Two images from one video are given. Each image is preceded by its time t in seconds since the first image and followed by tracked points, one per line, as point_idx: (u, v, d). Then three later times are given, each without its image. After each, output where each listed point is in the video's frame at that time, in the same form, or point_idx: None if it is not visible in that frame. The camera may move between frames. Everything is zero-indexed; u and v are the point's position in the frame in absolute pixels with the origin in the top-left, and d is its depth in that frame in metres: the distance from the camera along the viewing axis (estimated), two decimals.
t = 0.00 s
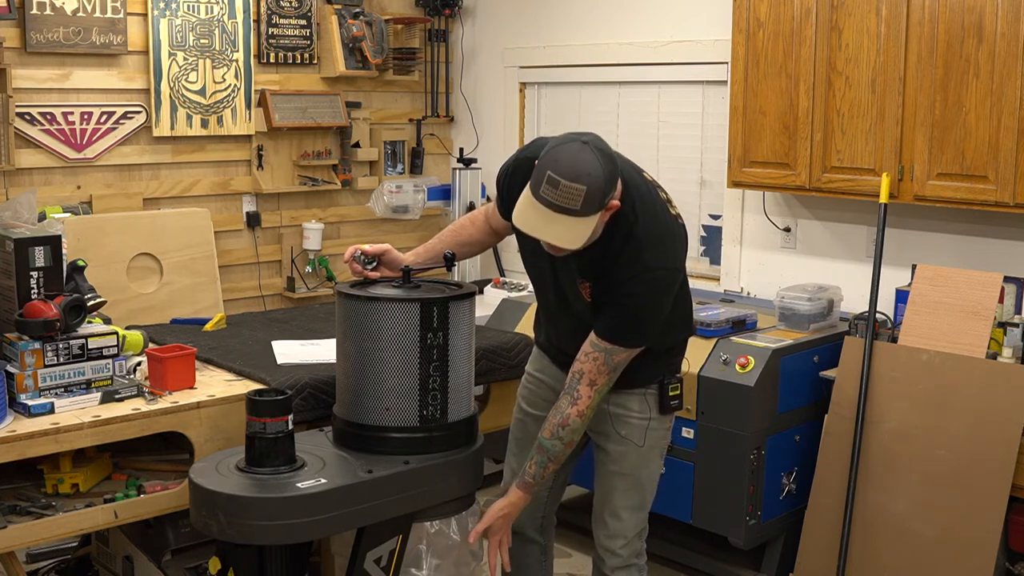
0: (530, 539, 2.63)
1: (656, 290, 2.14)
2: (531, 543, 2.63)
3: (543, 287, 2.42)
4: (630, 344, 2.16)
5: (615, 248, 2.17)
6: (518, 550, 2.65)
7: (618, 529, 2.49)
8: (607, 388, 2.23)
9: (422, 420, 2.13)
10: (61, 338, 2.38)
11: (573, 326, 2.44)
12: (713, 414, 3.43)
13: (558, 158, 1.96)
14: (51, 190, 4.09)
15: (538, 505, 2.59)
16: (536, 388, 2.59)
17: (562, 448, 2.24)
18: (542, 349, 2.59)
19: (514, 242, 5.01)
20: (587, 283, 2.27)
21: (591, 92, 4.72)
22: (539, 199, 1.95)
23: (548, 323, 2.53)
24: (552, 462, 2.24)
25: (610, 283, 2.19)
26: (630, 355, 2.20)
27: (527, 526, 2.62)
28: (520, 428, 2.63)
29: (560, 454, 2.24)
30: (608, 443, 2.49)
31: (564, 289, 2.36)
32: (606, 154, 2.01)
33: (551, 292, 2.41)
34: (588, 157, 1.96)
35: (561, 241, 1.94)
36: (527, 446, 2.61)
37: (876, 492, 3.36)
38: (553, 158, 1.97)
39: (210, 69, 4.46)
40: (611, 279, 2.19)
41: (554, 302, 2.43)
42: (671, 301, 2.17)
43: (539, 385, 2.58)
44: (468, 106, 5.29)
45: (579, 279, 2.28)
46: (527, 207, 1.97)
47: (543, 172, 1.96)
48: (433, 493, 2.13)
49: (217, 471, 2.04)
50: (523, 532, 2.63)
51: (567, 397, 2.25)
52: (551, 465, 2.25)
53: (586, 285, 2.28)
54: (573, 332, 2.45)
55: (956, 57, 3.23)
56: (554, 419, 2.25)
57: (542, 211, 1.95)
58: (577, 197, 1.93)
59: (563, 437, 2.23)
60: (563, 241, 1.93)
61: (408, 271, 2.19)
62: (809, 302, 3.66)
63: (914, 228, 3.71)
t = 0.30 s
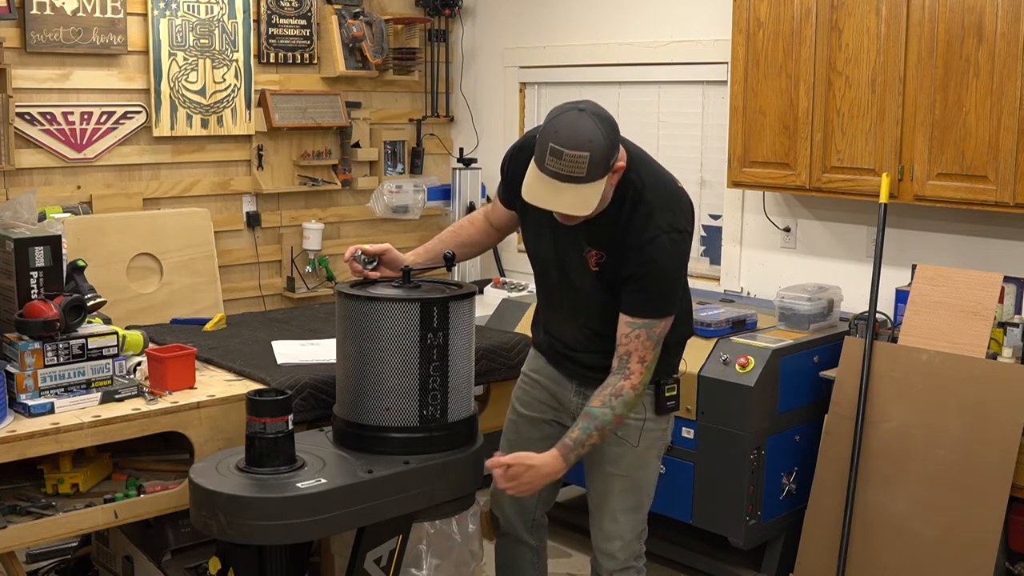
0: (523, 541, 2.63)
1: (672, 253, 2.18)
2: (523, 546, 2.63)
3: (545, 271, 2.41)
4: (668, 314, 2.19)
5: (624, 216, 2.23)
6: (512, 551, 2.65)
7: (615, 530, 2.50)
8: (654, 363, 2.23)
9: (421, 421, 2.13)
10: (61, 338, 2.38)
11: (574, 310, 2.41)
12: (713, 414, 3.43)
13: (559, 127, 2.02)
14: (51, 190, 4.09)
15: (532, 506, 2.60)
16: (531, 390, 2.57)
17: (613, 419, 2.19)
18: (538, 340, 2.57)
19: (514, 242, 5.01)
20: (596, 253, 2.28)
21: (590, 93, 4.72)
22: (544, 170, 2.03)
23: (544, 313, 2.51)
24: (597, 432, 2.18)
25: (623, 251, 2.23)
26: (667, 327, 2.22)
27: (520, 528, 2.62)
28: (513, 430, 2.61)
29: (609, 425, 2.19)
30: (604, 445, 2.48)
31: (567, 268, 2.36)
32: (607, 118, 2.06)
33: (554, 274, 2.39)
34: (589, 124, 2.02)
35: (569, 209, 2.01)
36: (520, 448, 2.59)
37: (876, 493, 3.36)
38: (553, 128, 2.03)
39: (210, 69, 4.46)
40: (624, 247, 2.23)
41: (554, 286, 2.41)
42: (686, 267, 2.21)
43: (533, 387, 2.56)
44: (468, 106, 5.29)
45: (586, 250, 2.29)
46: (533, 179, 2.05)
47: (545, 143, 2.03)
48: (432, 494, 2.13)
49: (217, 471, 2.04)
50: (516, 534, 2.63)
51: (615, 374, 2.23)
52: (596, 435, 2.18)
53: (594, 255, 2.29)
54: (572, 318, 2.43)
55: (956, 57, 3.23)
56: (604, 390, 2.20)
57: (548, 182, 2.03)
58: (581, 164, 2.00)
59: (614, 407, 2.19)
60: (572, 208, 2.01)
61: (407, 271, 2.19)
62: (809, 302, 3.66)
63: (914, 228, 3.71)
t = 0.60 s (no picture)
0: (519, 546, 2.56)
1: (681, 237, 2.21)
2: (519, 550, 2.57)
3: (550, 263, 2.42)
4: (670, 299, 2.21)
5: (633, 201, 2.26)
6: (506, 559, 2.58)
7: (617, 530, 2.47)
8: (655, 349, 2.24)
9: (421, 421, 2.13)
10: (61, 339, 2.38)
11: (578, 302, 2.41)
12: (713, 414, 3.43)
13: (577, 100, 2.04)
14: (51, 190, 4.09)
15: (526, 511, 2.54)
16: (527, 390, 2.56)
17: (631, 422, 2.19)
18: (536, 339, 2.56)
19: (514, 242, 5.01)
20: (603, 239, 2.31)
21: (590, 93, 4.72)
22: (559, 141, 2.03)
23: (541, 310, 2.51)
24: (624, 444, 2.18)
25: (631, 237, 2.26)
26: (667, 314, 2.23)
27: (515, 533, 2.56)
28: (508, 432, 2.57)
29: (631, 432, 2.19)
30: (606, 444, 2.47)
31: (572, 257, 2.37)
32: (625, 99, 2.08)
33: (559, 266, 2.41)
34: (609, 101, 2.02)
35: (582, 178, 2.00)
36: (515, 448, 2.54)
37: (876, 493, 3.36)
38: (572, 101, 2.05)
39: (210, 69, 4.46)
40: (632, 232, 2.26)
41: (559, 277, 2.42)
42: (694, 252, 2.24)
43: (531, 387, 2.55)
44: (468, 106, 5.29)
45: (594, 237, 2.32)
46: (548, 151, 2.05)
47: (562, 116, 2.04)
48: (433, 494, 2.13)
49: (217, 471, 2.04)
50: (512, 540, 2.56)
51: (617, 372, 2.21)
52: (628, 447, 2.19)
53: (602, 242, 2.31)
54: (575, 309, 2.43)
55: (956, 57, 3.23)
56: (614, 397, 2.19)
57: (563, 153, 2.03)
58: (596, 137, 2.00)
59: (631, 408, 2.19)
60: (584, 179, 2.00)
61: (407, 271, 2.18)
62: (809, 302, 3.66)
63: (914, 228, 3.71)
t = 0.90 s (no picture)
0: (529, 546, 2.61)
1: (678, 218, 2.27)
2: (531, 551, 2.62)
3: (545, 247, 2.46)
4: (656, 283, 2.26)
5: (633, 183, 2.33)
6: (518, 559, 2.62)
7: (609, 528, 2.49)
8: (632, 335, 2.27)
9: (421, 421, 2.13)
10: (61, 338, 2.38)
11: (572, 287, 2.44)
12: (713, 413, 3.43)
13: (588, 66, 2.19)
14: (51, 190, 4.09)
15: (534, 512, 2.59)
16: (519, 396, 2.58)
17: (588, 391, 2.22)
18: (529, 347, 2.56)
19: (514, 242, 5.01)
20: (601, 219, 2.36)
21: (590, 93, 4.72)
22: (565, 102, 2.17)
23: (539, 310, 2.51)
24: (574, 407, 2.22)
25: (630, 217, 2.32)
26: (653, 301, 2.27)
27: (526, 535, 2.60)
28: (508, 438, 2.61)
29: (585, 398, 2.22)
30: (597, 443, 2.50)
31: (569, 240, 2.42)
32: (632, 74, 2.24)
33: (556, 250, 2.44)
34: (617, 69, 2.18)
35: (582, 136, 2.14)
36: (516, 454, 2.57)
37: (876, 493, 3.36)
38: (582, 67, 2.20)
39: (210, 69, 4.46)
40: (631, 212, 2.32)
41: (555, 263, 2.45)
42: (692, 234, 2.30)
43: (523, 390, 2.58)
44: (468, 106, 5.29)
45: (592, 217, 2.37)
46: (554, 110, 2.19)
47: (570, 79, 2.19)
48: (433, 494, 2.13)
49: (217, 471, 2.04)
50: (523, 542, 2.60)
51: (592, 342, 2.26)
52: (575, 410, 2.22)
53: (600, 222, 2.37)
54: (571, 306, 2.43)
55: (956, 57, 3.23)
56: (579, 362, 2.24)
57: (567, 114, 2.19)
58: (600, 100, 2.15)
59: (589, 378, 2.22)
60: (586, 137, 2.14)
61: (407, 271, 2.18)
62: (809, 302, 3.67)
63: (914, 228, 3.71)
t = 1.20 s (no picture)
0: (542, 543, 2.64)
1: (653, 193, 2.31)
2: (546, 548, 2.65)
3: (524, 233, 2.49)
4: (634, 259, 2.29)
5: (608, 164, 2.38)
6: (532, 556, 2.66)
7: (597, 524, 2.50)
8: (614, 311, 2.30)
9: (422, 421, 2.13)
10: (61, 338, 2.38)
11: (550, 271, 2.47)
12: (713, 414, 3.43)
13: (559, 40, 2.24)
14: (51, 190, 4.09)
15: (543, 509, 2.62)
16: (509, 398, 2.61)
17: (566, 364, 2.27)
18: (512, 347, 2.59)
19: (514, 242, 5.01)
20: (580, 198, 2.40)
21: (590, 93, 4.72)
22: (539, 74, 2.22)
23: (534, 309, 2.52)
24: (553, 379, 2.27)
25: (606, 195, 2.36)
26: (633, 277, 2.31)
27: (536, 532, 2.64)
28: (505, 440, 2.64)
29: (564, 371, 2.27)
30: (580, 440, 2.49)
31: (547, 224, 2.45)
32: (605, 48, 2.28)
33: (534, 235, 2.48)
34: (587, 41, 2.22)
35: (556, 103, 2.18)
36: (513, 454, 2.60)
37: (876, 493, 3.36)
38: (555, 41, 2.25)
39: (210, 69, 4.46)
40: (607, 192, 2.36)
41: (534, 251, 2.48)
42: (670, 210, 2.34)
43: (512, 395, 2.60)
44: (468, 106, 5.29)
45: (568, 198, 2.41)
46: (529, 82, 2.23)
47: (543, 52, 2.24)
48: (433, 493, 2.12)
49: (217, 471, 2.04)
50: (537, 538, 2.64)
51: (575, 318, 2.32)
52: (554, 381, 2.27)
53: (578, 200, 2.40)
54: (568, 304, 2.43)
55: (956, 57, 3.23)
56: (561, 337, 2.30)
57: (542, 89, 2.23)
58: (572, 68, 2.19)
59: (567, 352, 2.27)
60: (559, 104, 2.18)
61: (408, 271, 2.18)
62: (809, 302, 3.67)
63: (914, 228, 3.71)
